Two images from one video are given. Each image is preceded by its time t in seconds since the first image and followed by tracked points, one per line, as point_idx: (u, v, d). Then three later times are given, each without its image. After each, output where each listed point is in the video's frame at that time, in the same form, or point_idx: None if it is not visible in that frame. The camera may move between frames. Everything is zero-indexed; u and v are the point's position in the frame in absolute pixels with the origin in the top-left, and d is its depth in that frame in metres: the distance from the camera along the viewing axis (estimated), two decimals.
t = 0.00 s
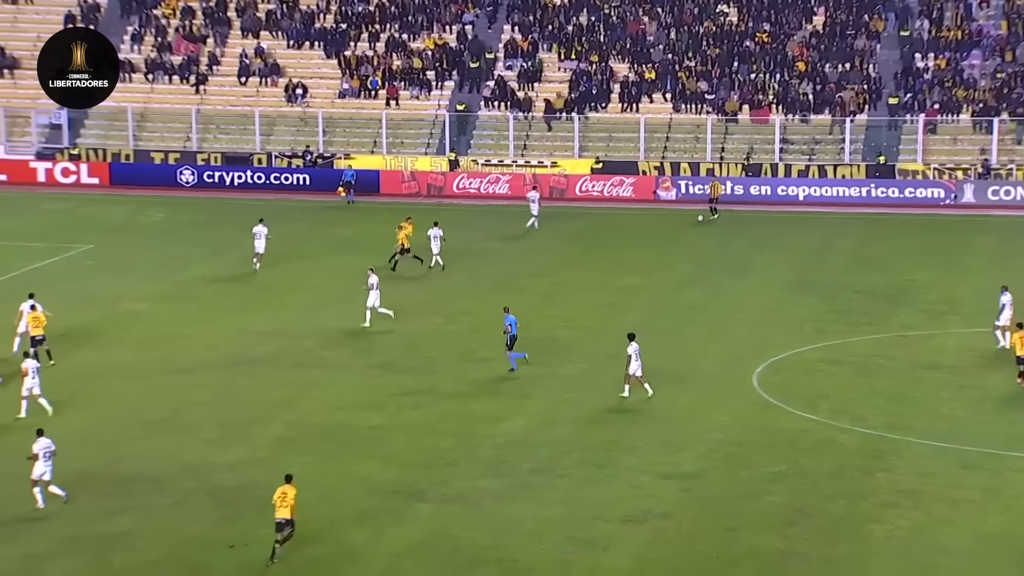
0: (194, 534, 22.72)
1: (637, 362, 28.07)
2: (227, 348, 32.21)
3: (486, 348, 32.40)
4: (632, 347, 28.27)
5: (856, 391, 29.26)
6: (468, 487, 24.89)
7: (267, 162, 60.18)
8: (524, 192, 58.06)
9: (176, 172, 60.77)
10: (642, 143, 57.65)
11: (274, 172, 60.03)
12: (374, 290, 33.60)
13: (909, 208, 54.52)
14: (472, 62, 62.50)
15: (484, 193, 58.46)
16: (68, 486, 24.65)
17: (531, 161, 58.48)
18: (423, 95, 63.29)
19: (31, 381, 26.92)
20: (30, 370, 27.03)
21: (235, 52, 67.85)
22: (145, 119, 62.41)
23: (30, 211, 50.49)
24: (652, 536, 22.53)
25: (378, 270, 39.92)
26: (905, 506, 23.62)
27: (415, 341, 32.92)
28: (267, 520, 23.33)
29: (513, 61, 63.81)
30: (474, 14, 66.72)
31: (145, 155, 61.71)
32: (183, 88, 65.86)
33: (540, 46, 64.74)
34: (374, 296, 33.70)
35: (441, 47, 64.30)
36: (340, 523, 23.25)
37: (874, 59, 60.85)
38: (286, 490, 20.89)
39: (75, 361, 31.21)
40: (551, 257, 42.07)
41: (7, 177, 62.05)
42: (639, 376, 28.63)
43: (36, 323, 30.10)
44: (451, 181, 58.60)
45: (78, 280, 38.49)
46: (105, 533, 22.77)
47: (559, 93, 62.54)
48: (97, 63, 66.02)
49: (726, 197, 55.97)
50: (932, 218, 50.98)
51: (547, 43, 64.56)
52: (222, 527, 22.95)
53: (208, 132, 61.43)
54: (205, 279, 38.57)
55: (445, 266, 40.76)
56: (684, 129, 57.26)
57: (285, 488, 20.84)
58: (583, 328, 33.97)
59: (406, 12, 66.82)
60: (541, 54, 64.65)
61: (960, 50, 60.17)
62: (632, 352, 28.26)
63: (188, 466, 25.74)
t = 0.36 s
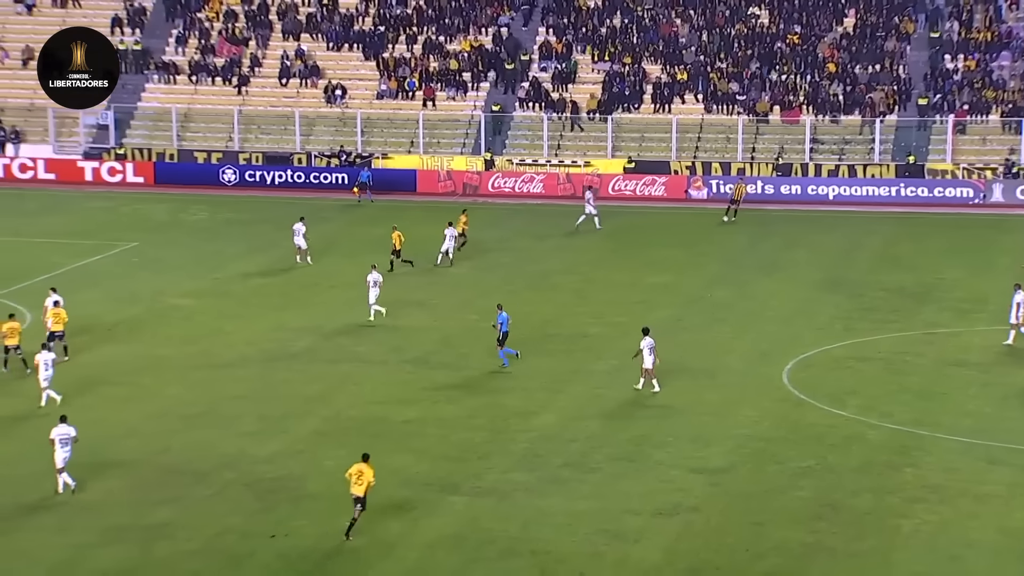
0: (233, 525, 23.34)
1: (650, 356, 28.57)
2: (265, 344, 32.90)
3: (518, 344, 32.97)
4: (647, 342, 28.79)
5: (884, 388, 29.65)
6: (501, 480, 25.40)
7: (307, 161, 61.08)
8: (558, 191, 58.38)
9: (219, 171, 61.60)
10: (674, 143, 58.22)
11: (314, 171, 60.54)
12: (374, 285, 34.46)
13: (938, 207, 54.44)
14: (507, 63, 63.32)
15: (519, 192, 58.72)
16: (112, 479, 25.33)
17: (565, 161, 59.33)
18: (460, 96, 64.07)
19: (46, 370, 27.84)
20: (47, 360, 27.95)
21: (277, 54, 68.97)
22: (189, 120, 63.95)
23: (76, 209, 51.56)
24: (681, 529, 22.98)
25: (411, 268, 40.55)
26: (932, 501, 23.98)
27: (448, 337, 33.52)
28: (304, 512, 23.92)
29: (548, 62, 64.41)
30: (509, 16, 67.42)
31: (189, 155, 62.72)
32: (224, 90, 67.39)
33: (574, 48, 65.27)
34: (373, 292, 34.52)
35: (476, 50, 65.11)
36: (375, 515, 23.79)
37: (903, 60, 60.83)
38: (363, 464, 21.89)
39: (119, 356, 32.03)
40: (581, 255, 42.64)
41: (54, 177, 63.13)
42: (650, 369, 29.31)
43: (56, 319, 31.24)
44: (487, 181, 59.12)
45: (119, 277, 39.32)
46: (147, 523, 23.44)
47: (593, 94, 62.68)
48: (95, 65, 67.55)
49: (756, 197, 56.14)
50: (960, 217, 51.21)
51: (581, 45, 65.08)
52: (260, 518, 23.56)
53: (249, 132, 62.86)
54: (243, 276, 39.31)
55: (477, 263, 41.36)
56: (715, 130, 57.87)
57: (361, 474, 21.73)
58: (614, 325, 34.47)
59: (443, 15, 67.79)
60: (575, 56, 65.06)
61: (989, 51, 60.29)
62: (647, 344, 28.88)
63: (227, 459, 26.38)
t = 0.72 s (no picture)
0: (249, 518, 23.95)
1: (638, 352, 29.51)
2: (278, 341, 33.54)
3: (526, 342, 33.56)
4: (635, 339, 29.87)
5: (885, 385, 30.21)
6: (509, 475, 25.98)
7: (320, 162, 61.88)
8: (567, 192, 59.34)
9: (235, 172, 62.57)
10: (680, 145, 58.71)
11: (326, 172, 61.46)
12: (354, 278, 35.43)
13: (940, 208, 55.03)
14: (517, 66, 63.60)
15: (527, 193, 59.56)
16: (130, 474, 25.96)
17: (573, 163, 59.79)
18: (470, 99, 64.54)
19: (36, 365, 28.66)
20: (35, 356, 28.78)
21: (291, 58, 69.81)
22: (205, 122, 64.54)
23: (95, 210, 52.33)
24: (685, 523, 23.53)
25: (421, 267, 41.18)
26: (931, 496, 24.51)
27: (457, 336, 34.12)
28: (317, 506, 24.51)
29: (556, 66, 65.24)
30: (518, 21, 68.00)
31: (205, 157, 63.26)
32: (240, 93, 68.36)
33: (582, 51, 66.02)
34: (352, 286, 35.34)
35: (486, 54, 65.76)
36: (386, 509, 24.38)
37: (906, 64, 61.36)
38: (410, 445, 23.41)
39: (136, 353, 32.71)
40: (588, 254, 43.24)
41: (74, 178, 64.21)
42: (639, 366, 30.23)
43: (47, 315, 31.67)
44: (496, 181, 59.87)
45: (136, 276, 40.02)
46: (165, 516, 24.07)
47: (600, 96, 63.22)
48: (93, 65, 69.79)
49: (762, 198, 56.76)
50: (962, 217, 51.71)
51: (589, 48, 65.85)
52: (275, 512, 24.14)
53: (264, 134, 63.70)
54: (258, 275, 39.98)
55: (486, 262, 42.01)
56: (720, 132, 58.31)
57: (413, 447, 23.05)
58: (620, 323, 35.05)
59: (453, 19, 68.37)
60: (583, 59, 65.81)
61: (990, 55, 60.75)
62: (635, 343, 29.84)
63: (242, 454, 27.00)
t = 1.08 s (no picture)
0: (256, 515, 24.35)
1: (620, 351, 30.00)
2: (285, 340, 33.95)
3: (530, 341, 33.97)
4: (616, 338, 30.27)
5: (884, 383, 30.58)
6: (513, 472, 26.36)
7: (326, 164, 62.27)
8: (569, 193, 59.55)
9: (242, 173, 63.03)
10: (681, 146, 59.24)
11: (332, 174, 61.91)
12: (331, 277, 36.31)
13: (938, 208, 55.49)
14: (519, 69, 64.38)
15: (530, 194, 59.95)
16: (138, 471, 26.37)
17: (575, 164, 59.89)
18: (474, 101, 65.15)
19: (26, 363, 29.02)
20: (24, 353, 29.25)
21: (297, 61, 70.13)
22: (212, 125, 64.88)
23: (105, 210, 52.81)
24: (687, 520, 23.90)
25: (427, 267, 41.62)
26: (930, 493, 24.86)
27: (462, 334, 34.54)
28: (324, 503, 24.91)
29: (559, 68, 65.52)
30: (521, 24, 68.46)
31: (212, 158, 63.59)
32: (247, 95, 68.79)
33: (584, 54, 66.49)
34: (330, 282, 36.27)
35: (489, 56, 66.24)
36: (392, 505, 24.76)
37: (904, 66, 61.77)
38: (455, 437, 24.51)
39: (144, 351, 33.12)
40: (591, 254, 43.64)
41: (83, 178, 64.76)
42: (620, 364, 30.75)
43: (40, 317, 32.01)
44: (499, 183, 60.26)
45: (145, 275, 40.45)
46: (174, 512, 24.47)
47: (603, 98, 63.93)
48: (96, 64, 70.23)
49: (763, 198, 57.28)
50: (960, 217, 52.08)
51: (591, 51, 66.28)
52: (282, 509, 24.53)
53: (270, 136, 64.06)
54: (265, 275, 40.40)
55: (489, 262, 42.41)
56: (721, 134, 58.64)
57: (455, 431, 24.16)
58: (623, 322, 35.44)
59: (458, 22, 68.97)
60: (585, 62, 66.31)
61: (987, 57, 61.19)
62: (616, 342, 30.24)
63: (250, 451, 27.40)
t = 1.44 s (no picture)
0: (282, 511, 24.73)
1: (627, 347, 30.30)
2: (309, 339, 34.35)
3: (552, 340, 34.28)
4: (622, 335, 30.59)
5: (904, 382, 30.79)
6: (536, 470, 26.66)
7: (350, 165, 62.69)
8: (591, 194, 59.92)
9: (267, 174, 63.81)
10: (703, 147, 59.29)
11: (357, 174, 62.46)
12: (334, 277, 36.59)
13: (958, 209, 55.55)
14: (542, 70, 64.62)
15: (552, 195, 60.42)
16: (166, 467, 26.79)
17: (597, 164, 60.13)
18: (496, 103, 65.51)
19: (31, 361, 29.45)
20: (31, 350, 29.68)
21: (323, 63, 70.48)
22: (239, 126, 65.36)
23: (133, 210, 53.44)
24: (707, 518, 24.16)
25: (449, 267, 42.00)
26: (950, 492, 25.06)
27: (484, 334, 34.87)
28: (348, 500, 25.25)
29: (581, 70, 65.81)
30: (544, 26, 68.72)
31: (238, 159, 64.16)
32: (273, 97, 69.28)
33: (606, 56, 66.76)
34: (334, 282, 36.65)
35: (512, 58, 66.61)
36: (415, 503, 25.10)
37: (924, 68, 61.80)
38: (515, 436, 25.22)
39: (170, 349, 33.58)
40: (611, 254, 43.93)
41: (112, 179, 65.60)
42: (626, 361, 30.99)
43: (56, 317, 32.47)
44: (522, 183, 60.77)
45: (171, 274, 40.94)
46: (201, 509, 24.86)
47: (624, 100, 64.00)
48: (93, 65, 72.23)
49: (781, 199, 57.58)
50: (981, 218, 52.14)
51: (613, 53, 66.51)
52: (307, 506, 24.89)
53: (296, 137, 64.52)
54: (289, 274, 40.84)
55: (510, 262, 42.74)
56: (741, 135, 59.00)
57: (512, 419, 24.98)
58: (643, 322, 35.72)
59: (481, 25, 69.25)
60: (607, 64, 66.54)
61: (1008, 59, 61.21)
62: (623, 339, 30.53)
63: (274, 449, 27.78)
